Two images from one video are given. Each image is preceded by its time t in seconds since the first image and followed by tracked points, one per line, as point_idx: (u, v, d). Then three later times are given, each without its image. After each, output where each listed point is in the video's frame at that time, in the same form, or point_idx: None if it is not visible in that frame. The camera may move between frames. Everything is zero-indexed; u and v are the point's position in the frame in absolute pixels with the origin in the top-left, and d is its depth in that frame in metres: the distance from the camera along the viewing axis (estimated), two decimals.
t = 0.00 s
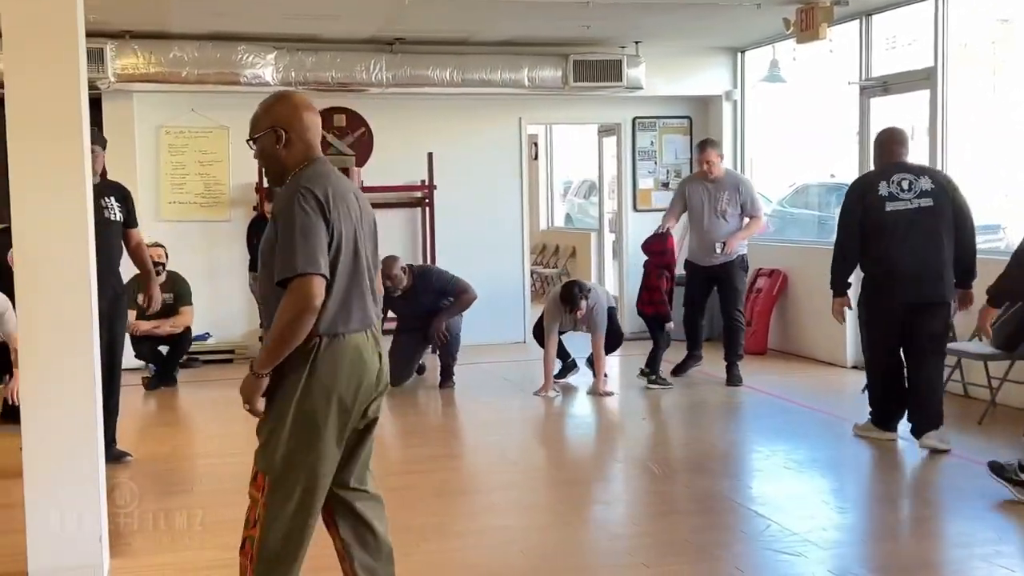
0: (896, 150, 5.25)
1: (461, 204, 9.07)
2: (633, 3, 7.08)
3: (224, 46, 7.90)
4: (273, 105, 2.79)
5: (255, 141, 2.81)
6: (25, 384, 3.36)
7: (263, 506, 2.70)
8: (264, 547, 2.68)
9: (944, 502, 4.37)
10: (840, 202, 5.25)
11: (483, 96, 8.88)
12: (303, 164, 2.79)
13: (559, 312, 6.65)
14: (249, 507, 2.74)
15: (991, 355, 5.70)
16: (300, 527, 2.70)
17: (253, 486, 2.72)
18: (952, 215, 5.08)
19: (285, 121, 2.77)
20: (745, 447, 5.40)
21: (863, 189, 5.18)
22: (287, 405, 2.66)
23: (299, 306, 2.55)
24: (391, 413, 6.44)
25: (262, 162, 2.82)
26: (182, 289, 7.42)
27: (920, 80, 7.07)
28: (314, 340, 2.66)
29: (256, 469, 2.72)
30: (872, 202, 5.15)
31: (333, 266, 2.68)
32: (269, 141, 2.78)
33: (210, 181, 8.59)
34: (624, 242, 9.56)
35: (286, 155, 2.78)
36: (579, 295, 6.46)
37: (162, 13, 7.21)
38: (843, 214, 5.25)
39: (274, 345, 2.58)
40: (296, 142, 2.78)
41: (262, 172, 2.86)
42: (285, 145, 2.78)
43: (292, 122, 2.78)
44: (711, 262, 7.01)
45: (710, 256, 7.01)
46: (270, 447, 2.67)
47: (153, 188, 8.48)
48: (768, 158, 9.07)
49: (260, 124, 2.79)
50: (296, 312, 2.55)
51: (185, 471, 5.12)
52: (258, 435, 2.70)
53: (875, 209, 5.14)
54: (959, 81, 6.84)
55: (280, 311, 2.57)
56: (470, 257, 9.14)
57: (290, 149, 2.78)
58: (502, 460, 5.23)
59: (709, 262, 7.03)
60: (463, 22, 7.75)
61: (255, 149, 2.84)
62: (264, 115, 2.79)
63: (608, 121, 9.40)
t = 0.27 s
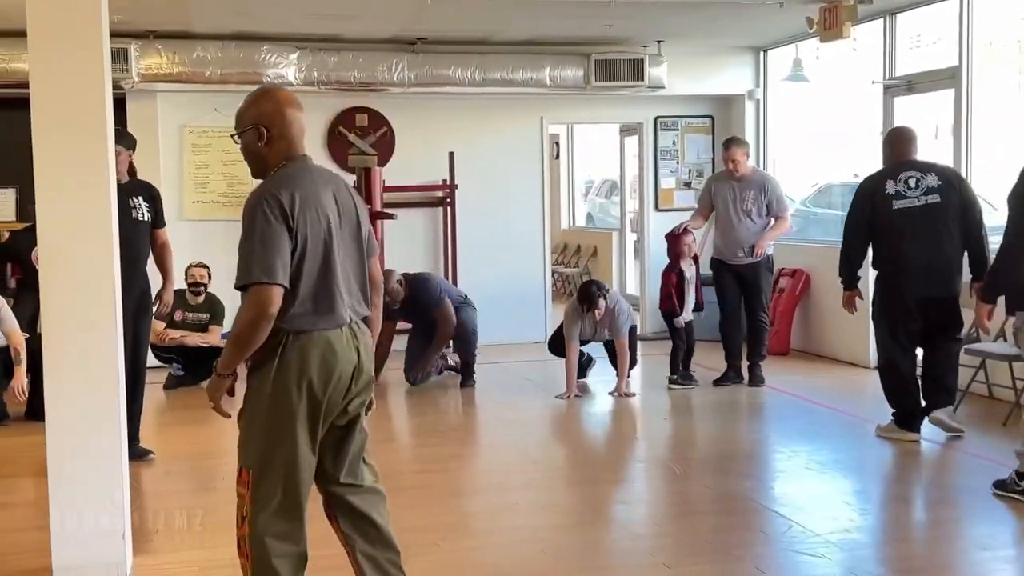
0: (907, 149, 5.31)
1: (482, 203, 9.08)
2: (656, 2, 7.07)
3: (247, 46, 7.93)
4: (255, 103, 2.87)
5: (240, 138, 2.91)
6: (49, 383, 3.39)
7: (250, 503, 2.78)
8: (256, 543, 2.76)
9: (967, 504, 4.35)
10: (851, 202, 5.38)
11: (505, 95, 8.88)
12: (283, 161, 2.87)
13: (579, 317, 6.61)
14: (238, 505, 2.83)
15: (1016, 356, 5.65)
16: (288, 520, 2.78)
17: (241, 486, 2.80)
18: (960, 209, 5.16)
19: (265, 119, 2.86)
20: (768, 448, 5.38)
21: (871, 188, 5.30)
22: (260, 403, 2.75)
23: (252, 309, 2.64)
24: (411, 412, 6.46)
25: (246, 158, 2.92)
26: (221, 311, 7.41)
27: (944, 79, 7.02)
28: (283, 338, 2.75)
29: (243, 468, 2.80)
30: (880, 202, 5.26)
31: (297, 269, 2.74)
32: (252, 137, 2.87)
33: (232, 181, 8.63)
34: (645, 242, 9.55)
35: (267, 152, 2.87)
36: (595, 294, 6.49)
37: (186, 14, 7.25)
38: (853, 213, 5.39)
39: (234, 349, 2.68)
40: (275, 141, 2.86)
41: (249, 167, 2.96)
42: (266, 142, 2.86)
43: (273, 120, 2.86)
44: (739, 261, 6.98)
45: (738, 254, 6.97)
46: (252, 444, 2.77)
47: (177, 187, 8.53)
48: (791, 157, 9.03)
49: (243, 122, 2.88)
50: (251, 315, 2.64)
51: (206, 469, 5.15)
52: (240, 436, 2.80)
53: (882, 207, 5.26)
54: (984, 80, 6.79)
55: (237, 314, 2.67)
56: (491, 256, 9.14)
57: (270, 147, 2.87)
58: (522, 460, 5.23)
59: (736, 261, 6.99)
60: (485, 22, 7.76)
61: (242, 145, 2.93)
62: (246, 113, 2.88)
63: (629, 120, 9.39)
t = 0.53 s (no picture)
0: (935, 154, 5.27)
1: (502, 203, 9.09)
2: (676, 2, 7.06)
3: (268, 46, 7.96)
4: (245, 104, 2.93)
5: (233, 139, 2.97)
6: (72, 380, 3.41)
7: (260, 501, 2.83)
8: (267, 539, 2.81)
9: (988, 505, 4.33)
10: (875, 204, 5.30)
11: (525, 95, 8.89)
12: (275, 162, 2.93)
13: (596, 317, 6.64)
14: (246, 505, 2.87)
15: None
16: (295, 513, 2.83)
17: (246, 486, 2.85)
18: (984, 213, 5.17)
19: (258, 121, 2.92)
20: (787, 449, 5.37)
21: (898, 190, 5.24)
22: (259, 402, 2.81)
23: (249, 308, 2.71)
24: (431, 412, 6.47)
25: (240, 159, 2.99)
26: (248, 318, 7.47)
27: (967, 78, 6.98)
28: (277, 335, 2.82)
29: (247, 468, 2.85)
30: (906, 203, 5.21)
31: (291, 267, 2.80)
32: (246, 138, 2.93)
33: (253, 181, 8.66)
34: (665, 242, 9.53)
35: (260, 153, 2.94)
36: (616, 294, 6.43)
37: (208, 14, 7.29)
38: (877, 216, 5.31)
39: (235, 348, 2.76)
40: (269, 141, 2.93)
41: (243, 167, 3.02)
42: (259, 143, 2.93)
43: (266, 121, 2.92)
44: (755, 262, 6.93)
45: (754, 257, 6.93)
46: (256, 442, 2.82)
47: (198, 187, 8.57)
48: (812, 157, 8.99)
49: (235, 124, 2.94)
50: (249, 314, 2.71)
51: (228, 468, 5.19)
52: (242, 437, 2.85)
53: (910, 209, 5.20)
54: (1007, 80, 6.74)
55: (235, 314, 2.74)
56: (511, 256, 9.14)
57: (263, 148, 2.93)
58: (541, 460, 5.24)
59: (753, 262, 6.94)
60: (505, 22, 7.76)
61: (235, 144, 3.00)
62: (237, 115, 2.94)
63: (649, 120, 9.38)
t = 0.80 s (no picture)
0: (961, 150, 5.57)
1: (521, 203, 9.09)
2: (696, 2, 7.04)
3: (289, 47, 7.99)
4: (279, 101, 2.94)
5: (261, 134, 2.97)
6: (95, 378, 3.44)
7: (282, 499, 2.81)
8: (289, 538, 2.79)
9: (1009, 508, 4.30)
10: (906, 197, 5.62)
11: (545, 95, 8.88)
12: (305, 161, 2.94)
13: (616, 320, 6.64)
14: (262, 503, 2.84)
15: None
16: (317, 512, 2.83)
17: (267, 484, 2.83)
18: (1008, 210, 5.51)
19: (293, 118, 2.93)
20: (807, 450, 5.34)
21: (928, 184, 5.54)
22: (286, 398, 2.81)
23: (280, 298, 2.72)
24: (450, 412, 6.48)
25: (263, 154, 2.98)
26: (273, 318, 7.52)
27: (990, 78, 6.93)
28: (303, 329, 2.83)
29: (269, 465, 2.82)
30: (934, 197, 5.53)
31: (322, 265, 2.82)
32: (278, 134, 2.93)
33: (274, 180, 8.69)
34: (684, 242, 9.51)
35: (291, 150, 2.94)
36: (642, 296, 6.43)
37: (228, 15, 7.32)
38: (907, 207, 5.63)
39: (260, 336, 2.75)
40: (302, 139, 2.93)
41: (265, 163, 3.02)
42: (291, 140, 2.93)
43: (300, 118, 2.93)
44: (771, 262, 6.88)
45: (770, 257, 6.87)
46: (283, 437, 2.80)
47: (220, 186, 8.62)
48: (833, 157, 8.95)
49: (267, 120, 2.95)
50: (278, 303, 2.72)
51: (248, 466, 5.21)
52: (264, 435, 2.83)
53: (938, 202, 5.53)
54: None
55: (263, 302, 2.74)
56: (530, 256, 9.15)
57: (294, 146, 2.93)
58: (560, 460, 5.24)
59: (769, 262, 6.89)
60: (524, 22, 7.76)
61: (261, 139, 2.99)
62: (270, 110, 2.94)
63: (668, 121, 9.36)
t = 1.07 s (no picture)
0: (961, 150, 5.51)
1: (540, 203, 9.09)
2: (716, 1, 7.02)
3: (309, 47, 8.02)
4: (322, 101, 2.89)
5: (299, 134, 2.91)
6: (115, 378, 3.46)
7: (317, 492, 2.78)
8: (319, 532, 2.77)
9: None
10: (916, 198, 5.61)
11: (564, 95, 8.88)
12: (348, 163, 2.90)
13: (642, 320, 6.68)
14: (295, 495, 2.80)
15: None
16: (348, 510, 2.81)
17: (303, 476, 2.80)
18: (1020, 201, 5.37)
19: (338, 118, 2.88)
20: (826, 451, 5.32)
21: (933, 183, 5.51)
22: (336, 392, 2.79)
23: (353, 289, 2.70)
24: (468, 412, 6.49)
25: (300, 156, 2.93)
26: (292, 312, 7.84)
27: (1012, 78, 6.88)
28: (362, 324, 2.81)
29: (307, 457, 2.80)
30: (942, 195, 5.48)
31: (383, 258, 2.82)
32: (321, 134, 2.88)
33: (294, 181, 8.73)
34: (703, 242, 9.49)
35: (333, 152, 2.88)
36: (665, 295, 6.46)
37: (248, 16, 7.36)
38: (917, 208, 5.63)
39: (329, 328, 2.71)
40: (347, 140, 2.90)
41: (299, 164, 2.95)
42: (336, 141, 2.88)
43: (344, 119, 2.89)
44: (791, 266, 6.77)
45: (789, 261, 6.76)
46: (326, 431, 2.78)
47: (240, 187, 8.67)
48: (854, 157, 8.92)
49: (309, 119, 2.89)
50: (352, 294, 2.69)
51: (268, 465, 5.24)
52: (308, 425, 2.81)
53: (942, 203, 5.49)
54: None
55: (335, 294, 2.71)
56: (549, 256, 9.15)
57: (338, 147, 2.88)
58: (578, 460, 5.24)
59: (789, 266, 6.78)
60: (543, 22, 7.76)
61: (297, 139, 2.93)
62: (312, 109, 2.89)
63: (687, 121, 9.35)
